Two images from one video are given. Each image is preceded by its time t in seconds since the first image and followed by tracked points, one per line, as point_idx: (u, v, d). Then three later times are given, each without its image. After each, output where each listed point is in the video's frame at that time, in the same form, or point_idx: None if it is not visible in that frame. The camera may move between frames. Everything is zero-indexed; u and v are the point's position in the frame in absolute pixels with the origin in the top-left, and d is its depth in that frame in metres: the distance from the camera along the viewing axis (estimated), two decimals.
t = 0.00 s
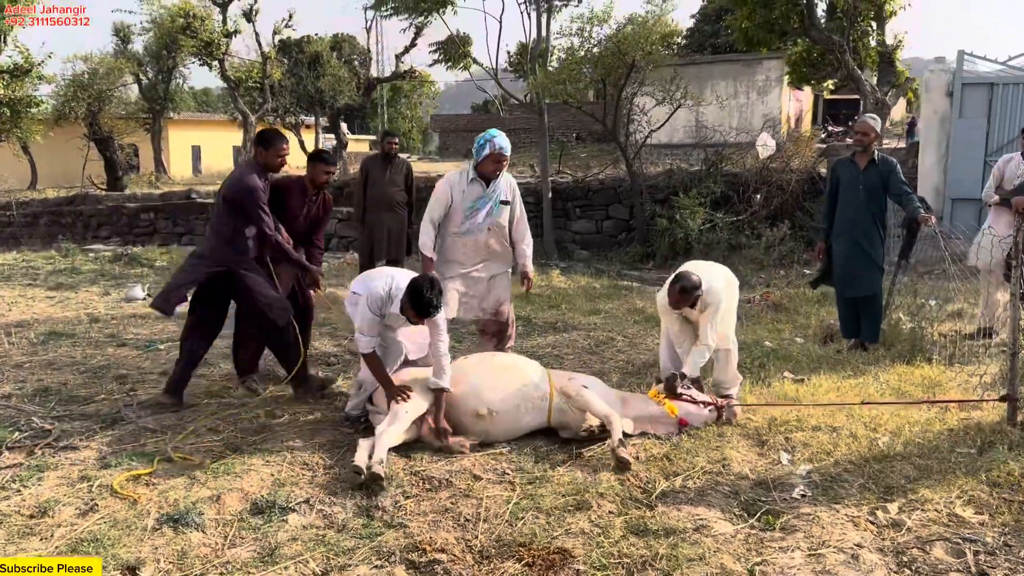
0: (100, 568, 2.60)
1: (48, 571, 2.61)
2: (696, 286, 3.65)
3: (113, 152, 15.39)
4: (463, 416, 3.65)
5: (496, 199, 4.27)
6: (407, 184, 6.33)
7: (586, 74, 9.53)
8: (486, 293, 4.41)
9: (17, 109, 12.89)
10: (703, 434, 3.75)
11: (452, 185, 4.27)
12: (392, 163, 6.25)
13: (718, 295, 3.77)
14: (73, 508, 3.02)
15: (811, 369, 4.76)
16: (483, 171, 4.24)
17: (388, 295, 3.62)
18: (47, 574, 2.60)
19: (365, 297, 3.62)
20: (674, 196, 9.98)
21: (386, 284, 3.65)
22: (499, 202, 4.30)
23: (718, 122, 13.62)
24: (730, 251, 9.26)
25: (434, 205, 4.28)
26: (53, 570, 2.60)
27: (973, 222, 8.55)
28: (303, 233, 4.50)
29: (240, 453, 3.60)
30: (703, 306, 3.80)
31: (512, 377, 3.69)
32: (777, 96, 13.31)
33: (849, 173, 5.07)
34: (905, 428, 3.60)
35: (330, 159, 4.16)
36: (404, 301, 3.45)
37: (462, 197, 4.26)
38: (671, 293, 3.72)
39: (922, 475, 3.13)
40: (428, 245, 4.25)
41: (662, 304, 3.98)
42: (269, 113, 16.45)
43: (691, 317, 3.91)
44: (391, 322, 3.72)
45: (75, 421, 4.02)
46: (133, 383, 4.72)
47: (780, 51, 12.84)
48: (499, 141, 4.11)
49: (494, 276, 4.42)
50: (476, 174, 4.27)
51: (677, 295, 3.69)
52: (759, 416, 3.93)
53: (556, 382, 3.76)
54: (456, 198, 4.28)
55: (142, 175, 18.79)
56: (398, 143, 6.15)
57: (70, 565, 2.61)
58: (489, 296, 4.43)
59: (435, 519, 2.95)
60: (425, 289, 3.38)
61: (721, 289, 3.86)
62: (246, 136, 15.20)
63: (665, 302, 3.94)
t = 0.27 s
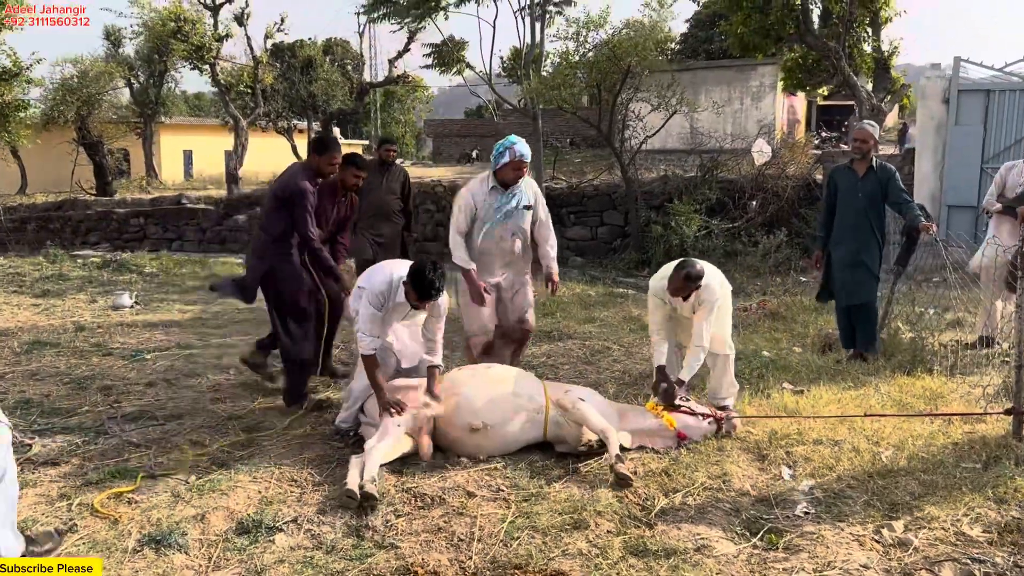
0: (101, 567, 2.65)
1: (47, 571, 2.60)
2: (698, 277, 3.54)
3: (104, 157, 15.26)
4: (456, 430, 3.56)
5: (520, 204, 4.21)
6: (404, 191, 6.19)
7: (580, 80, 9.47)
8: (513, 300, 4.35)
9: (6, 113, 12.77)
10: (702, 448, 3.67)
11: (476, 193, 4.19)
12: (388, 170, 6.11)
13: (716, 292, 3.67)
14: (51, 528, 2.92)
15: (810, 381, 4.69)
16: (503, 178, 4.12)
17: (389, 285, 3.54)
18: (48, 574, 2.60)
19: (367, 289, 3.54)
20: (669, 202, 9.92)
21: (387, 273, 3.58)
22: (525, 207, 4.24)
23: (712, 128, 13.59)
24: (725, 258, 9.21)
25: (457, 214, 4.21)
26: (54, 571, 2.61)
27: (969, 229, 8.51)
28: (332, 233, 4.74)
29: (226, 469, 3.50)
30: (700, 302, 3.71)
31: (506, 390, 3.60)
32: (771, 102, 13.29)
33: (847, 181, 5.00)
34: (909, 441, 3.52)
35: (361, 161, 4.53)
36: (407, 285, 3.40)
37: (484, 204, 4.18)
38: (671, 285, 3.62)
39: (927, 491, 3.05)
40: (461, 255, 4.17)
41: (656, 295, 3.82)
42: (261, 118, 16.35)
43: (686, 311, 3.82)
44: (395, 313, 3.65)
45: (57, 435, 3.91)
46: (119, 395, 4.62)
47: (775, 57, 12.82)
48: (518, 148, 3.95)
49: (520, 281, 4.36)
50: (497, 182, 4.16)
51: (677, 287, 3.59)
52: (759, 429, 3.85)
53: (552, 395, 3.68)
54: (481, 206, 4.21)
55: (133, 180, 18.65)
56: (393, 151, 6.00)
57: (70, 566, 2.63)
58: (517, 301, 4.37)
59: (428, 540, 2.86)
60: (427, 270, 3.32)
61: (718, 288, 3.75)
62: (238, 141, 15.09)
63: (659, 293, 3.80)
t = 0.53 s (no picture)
0: (100, 568, 2.64)
1: (48, 571, 2.58)
2: (696, 285, 3.54)
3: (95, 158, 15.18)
4: (452, 432, 3.52)
5: (558, 217, 4.35)
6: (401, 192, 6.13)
7: (576, 81, 9.45)
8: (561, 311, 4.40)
9: None
10: (702, 453, 3.64)
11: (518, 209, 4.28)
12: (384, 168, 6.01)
13: (718, 296, 3.62)
14: (42, 535, 2.87)
15: (810, 384, 4.67)
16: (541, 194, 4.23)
17: (400, 279, 3.57)
18: (48, 574, 2.58)
19: (379, 281, 3.58)
20: (664, 204, 9.91)
21: (397, 267, 3.61)
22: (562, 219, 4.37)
23: (706, 129, 13.59)
24: (721, 260, 9.20)
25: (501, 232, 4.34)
26: (55, 571, 2.59)
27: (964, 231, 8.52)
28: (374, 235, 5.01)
29: (221, 475, 3.45)
30: (702, 311, 3.67)
31: (503, 392, 3.57)
32: (764, 104, 13.29)
33: (846, 184, 4.93)
34: (910, 445, 3.50)
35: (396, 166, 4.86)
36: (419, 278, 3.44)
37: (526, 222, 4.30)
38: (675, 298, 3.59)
39: (930, 496, 3.02)
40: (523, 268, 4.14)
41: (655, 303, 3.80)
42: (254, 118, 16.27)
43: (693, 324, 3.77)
44: (404, 311, 3.66)
45: (48, 440, 3.85)
46: (112, 399, 4.57)
47: (769, 59, 12.84)
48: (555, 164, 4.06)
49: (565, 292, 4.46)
50: (535, 199, 4.26)
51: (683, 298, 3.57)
52: (760, 433, 3.83)
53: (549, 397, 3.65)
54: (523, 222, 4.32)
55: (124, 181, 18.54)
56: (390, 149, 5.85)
57: (71, 566, 2.62)
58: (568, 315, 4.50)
59: (428, 547, 2.83)
60: (440, 263, 3.37)
61: (720, 292, 3.72)
62: (231, 142, 15.01)
63: (659, 303, 3.79)
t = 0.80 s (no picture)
0: (100, 568, 2.61)
1: (48, 571, 2.55)
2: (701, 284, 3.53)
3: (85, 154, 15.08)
4: (450, 434, 3.50)
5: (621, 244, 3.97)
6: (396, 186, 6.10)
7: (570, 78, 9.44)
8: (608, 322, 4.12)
9: None
10: (703, 452, 3.63)
11: (581, 231, 3.90)
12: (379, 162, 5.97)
13: (723, 289, 3.65)
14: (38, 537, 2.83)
15: (807, 382, 4.68)
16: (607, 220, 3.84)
17: (411, 277, 3.46)
18: (48, 574, 2.55)
19: (389, 280, 3.47)
20: (659, 201, 9.91)
21: (403, 265, 3.51)
22: (629, 242, 3.98)
23: (699, 126, 13.61)
24: (715, 257, 9.22)
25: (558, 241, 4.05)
26: (55, 571, 2.56)
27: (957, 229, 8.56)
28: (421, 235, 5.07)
29: (219, 475, 3.42)
30: (710, 305, 3.70)
31: (500, 391, 3.55)
32: (756, 100, 13.30)
33: (843, 185, 4.83)
34: (909, 444, 3.51)
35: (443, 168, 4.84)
36: (434, 275, 3.37)
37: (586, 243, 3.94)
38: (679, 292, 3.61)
39: (931, 495, 3.03)
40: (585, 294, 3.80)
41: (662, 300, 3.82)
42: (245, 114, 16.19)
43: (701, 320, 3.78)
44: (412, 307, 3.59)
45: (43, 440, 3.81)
46: (107, 398, 4.54)
47: (762, 55, 12.86)
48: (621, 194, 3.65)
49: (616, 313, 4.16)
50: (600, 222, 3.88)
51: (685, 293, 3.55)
52: (759, 432, 3.83)
53: (547, 396, 3.63)
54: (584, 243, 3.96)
55: (114, 177, 18.43)
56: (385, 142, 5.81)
57: (72, 566, 2.58)
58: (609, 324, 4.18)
59: (430, 548, 2.81)
60: (459, 262, 3.31)
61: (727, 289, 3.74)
62: (222, 138, 14.93)
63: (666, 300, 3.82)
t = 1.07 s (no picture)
0: (102, 566, 2.59)
1: (48, 571, 2.55)
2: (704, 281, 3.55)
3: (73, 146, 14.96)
4: (451, 430, 3.49)
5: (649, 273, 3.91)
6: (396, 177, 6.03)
7: (565, 70, 9.42)
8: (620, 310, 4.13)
9: None
10: (703, 445, 3.64)
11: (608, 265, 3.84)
12: (379, 155, 5.92)
13: (727, 291, 3.71)
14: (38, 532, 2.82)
15: (804, 376, 4.70)
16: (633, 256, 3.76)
17: (420, 273, 3.45)
18: (48, 574, 2.56)
19: (397, 276, 3.45)
20: (653, 194, 9.93)
21: (409, 260, 3.50)
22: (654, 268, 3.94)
23: (692, 119, 13.61)
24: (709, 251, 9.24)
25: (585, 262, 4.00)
26: (55, 571, 2.56)
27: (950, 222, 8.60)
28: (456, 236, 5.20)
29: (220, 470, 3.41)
30: (716, 306, 3.73)
31: (502, 388, 3.55)
32: (748, 93, 13.31)
33: (843, 179, 4.83)
34: (908, 437, 3.53)
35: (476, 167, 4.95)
36: (444, 272, 3.36)
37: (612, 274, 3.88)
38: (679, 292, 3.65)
39: (930, 488, 3.05)
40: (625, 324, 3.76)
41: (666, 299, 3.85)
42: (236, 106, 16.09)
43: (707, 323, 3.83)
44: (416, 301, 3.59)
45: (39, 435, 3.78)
46: (103, 392, 4.51)
47: (755, 48, 12.86)
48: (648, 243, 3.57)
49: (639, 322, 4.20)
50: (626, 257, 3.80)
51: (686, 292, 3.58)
52: (759, 425, 3.84)
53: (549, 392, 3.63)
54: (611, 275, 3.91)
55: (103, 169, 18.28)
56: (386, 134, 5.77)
57: (72, 566, 2.57)
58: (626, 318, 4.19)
59: (432, 542, 2.81)
60: (473, 262, 3.31)
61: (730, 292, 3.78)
62: (213, 130, 14.83)
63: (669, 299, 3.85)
